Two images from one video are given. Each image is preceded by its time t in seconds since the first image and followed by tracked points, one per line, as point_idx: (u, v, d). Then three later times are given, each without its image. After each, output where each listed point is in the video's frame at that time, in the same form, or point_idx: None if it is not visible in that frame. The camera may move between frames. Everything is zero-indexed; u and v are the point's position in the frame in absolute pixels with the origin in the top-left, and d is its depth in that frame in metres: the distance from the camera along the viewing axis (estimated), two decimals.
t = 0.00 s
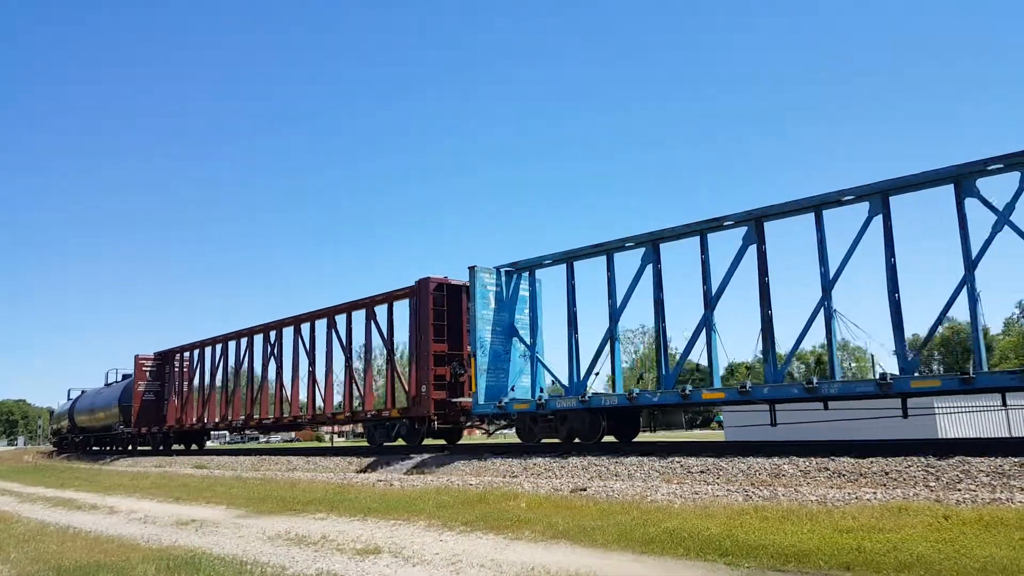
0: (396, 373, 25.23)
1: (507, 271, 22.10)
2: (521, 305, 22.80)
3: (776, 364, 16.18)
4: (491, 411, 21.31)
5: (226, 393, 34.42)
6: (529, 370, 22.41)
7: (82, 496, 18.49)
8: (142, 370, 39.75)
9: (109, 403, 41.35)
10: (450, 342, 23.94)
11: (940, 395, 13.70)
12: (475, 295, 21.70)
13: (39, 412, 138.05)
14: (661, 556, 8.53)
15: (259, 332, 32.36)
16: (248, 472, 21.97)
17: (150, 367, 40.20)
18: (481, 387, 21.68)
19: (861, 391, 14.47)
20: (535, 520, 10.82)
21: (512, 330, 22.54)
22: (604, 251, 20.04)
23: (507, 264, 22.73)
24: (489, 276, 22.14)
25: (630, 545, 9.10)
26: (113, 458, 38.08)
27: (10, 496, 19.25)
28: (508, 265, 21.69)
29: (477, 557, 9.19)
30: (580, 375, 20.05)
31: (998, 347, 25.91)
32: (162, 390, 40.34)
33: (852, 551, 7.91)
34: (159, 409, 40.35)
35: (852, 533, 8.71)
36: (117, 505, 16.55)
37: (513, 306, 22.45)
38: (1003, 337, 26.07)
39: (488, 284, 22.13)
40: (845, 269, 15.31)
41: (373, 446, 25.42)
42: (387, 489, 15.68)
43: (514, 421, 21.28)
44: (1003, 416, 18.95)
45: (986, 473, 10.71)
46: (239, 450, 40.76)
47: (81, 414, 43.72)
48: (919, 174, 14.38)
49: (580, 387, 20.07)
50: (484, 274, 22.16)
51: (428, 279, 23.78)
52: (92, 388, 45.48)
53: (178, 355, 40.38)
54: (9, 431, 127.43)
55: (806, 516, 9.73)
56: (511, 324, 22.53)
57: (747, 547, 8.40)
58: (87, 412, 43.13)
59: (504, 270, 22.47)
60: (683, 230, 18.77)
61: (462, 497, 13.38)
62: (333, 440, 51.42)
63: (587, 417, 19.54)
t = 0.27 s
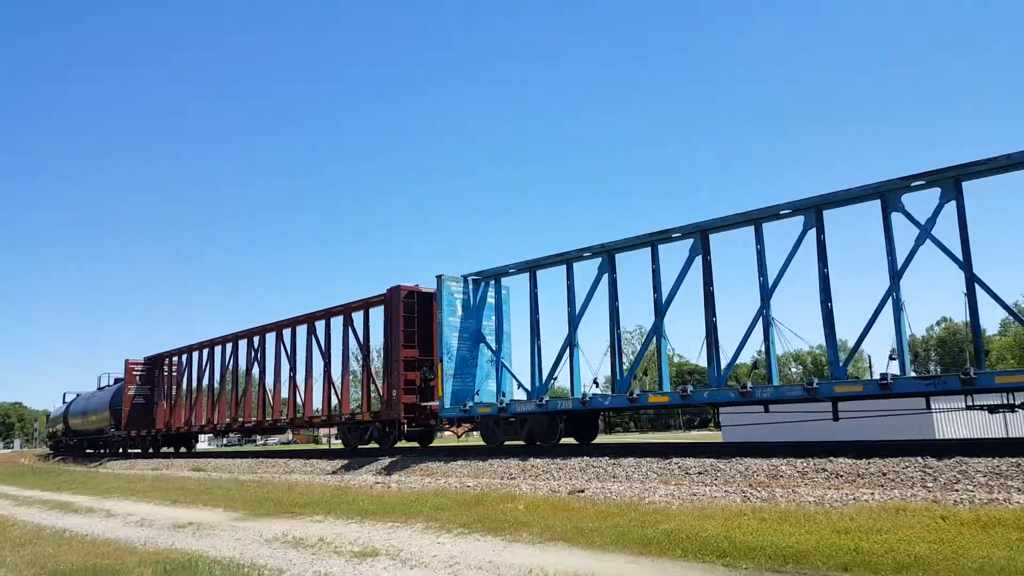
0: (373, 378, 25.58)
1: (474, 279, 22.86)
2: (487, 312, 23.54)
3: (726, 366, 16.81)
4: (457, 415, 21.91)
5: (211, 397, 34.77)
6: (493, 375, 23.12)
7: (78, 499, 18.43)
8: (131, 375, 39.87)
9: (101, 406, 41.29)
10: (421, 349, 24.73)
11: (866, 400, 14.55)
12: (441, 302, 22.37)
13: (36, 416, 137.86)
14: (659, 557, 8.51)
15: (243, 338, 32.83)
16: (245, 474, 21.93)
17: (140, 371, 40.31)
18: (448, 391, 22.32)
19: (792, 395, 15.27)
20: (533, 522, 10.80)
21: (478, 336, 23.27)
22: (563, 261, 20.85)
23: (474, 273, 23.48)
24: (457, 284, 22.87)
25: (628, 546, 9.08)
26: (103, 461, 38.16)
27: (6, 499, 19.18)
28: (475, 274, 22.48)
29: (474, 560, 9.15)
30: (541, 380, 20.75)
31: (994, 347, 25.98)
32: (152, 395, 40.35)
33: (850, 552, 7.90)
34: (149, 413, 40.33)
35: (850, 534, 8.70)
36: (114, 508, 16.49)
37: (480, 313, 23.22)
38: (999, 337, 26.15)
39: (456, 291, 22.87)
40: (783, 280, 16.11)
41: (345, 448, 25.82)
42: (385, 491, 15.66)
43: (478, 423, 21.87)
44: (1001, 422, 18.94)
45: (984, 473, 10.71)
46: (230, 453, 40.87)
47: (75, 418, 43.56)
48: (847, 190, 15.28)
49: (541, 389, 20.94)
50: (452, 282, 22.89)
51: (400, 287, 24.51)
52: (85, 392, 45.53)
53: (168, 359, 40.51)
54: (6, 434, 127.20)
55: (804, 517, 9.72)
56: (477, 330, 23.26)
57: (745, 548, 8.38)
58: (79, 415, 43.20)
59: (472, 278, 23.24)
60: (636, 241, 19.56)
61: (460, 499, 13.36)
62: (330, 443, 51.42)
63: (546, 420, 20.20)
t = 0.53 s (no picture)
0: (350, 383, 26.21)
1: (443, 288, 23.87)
2: (458, 320, 24.45)
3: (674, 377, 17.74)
4: (424, 420, 22.85)
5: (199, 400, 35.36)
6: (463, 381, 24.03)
7: (76, 501, 18.41)
8: (124, 379, 40.65)
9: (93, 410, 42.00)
10: (393, 355, 25.24)
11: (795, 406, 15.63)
12: (411, 310, 23.48)
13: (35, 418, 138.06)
14: (656, 561, 8.50)
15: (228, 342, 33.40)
16: (244, 477, 21.92)
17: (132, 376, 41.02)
18: (417, 397, 23.27)
19: (731, 402, 16.67)
20: (531, 526, 10.79)
21: (448, 343, 24.19)
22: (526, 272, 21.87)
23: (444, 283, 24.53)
24: (427, 293, 23.93)
25: (625, 550, 9.06)
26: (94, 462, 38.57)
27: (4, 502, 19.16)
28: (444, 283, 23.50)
29: (472, 563, 9.14)
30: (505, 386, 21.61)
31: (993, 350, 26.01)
32: (143, 399, 41.08)
33: (848, 556, 7.88)
34: (140, 416, 41.15)
35: (848, 538, 8.67)
36: (111, 511, 16.45)
37: (450, 321, 24.25)
38: (998, 340, 26.17)
39: (425, 300, 23.91)
40: (726, 291, 16.96)
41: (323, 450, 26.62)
42: (383, 494, 15.66)
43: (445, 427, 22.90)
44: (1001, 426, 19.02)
45: (983, 477, 10.70)
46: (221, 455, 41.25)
47: (69, 420, 44.33)
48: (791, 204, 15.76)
49: (507, 395, 21.79)
50: (422, 291, 23.94)
51: (374, 295, 25.04)
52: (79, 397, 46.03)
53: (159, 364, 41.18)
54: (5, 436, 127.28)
55: (802, 520, 9.70)
56: (448, 337, 24.21)
57: (743, 552, 8.36)
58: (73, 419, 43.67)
59: (442, 287, 24.27)
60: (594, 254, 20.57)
61: (458, 502, 13.36)
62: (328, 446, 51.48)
63: (507, 425, 21.33)
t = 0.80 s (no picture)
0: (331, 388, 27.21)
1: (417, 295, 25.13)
2: (431, 327, 25.76)
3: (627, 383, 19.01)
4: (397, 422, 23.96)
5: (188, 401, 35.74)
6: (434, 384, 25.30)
7: (75, 501, 18.40)
8: (117, 380, 40.79)
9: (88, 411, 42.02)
10: (370, 360, 26.10)
11: (734, 411, 16.13)
12: (386, 317, 24.63)
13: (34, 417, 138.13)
14: (656, 563, 8.50)
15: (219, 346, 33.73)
16: (243, 477, 21.93)
17: (125, 377, 41.19)
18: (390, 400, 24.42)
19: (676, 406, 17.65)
20: (531, 527, 10.79)
21: (421, 349, 25.46)
22: (495, 281, 23.00)
23: (418, 290, 25.77)
24: (401, 300, 25.17)
25: (625, 552, 9.06)
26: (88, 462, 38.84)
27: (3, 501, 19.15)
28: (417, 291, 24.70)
29: (472, 564, 9.13)
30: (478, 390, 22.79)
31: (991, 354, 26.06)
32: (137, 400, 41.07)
33: (847, 559, 7.88)
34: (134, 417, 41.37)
35: (848, 541, 8.67)
36: (110, 511, 16.42)
37: (424, 327, 25.53)
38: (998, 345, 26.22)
39: (399, 307, 25.12)
40: (678, 301, 18.11)
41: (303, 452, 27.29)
42: (382, 495, 15.65)
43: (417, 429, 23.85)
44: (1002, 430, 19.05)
45: (982, 481, 10.70)
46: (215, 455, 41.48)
47: (64, 420, 44.39)
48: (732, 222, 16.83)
49: (475, 397, 22.89)
50: (396, 298, 25.18)
51: (351, 302, 25.92)
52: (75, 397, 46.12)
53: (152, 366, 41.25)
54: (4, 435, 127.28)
55: (801, 523, 9.71)
56: (420, 343, 25.49)
57: (742, 554, 8.37)
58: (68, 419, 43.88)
59: (415, 295, 25.53)
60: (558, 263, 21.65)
61: (457, 503, 13.35)
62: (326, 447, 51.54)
63: (473, 426, 22.29)
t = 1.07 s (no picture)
0: (311, 392, 28.19)
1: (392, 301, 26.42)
2: (407, 331, 27.03)
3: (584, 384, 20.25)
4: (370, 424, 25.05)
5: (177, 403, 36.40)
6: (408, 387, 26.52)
7: (75, 501, 18.39)
8: (111, 381, 41.28)
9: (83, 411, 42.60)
10: (347, 364, 26.97)
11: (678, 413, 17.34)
12: (362, 323, 25.88)
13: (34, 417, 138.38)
14: (655, 563, 8.50)
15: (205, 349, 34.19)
16: (243, 477, 21.93)
17: (119, 379, 41.70)
18: (365, 402, 25.54)
19: (625, 408, 18.87)
20: (530, 527, 10.79)
21: (396, 353, 26.69)
22: (467, 287, 24.18)
23: (395, 296, 27.05)
24: (377, 306, 26.45)
25: (623, 552, 9.06)
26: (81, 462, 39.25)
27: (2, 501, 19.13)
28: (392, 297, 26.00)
29: (471, 565, 9.13)
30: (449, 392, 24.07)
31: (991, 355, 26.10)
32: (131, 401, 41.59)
33: (846, 559, 7.89)
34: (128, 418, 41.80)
35: (847, 541, 8.68)
36: (109, 511, 16.40)
37: (399, 331, 26.81)
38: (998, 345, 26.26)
39: (375, 312, 26.43)
40: (634, 306, 19.28)
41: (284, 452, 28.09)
42: (382, 495, 15.63)
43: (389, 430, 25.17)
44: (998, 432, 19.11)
45: (981, 481, 10.71)
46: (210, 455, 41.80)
47: (60, 420, 44.83)
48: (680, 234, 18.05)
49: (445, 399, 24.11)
50: (372, 304, 26.48)
51: (329, 307, 26.76)
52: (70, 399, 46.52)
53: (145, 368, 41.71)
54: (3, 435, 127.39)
55: (801, 523, 9.72)
56: (396, 347, 26.75)
57: (740, 555, 8.37)
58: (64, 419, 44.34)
59: (392, 300, 26.83)
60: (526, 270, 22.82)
61: (456, 503, 13.35)
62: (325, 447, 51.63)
63: (442, 429, 23.85)
